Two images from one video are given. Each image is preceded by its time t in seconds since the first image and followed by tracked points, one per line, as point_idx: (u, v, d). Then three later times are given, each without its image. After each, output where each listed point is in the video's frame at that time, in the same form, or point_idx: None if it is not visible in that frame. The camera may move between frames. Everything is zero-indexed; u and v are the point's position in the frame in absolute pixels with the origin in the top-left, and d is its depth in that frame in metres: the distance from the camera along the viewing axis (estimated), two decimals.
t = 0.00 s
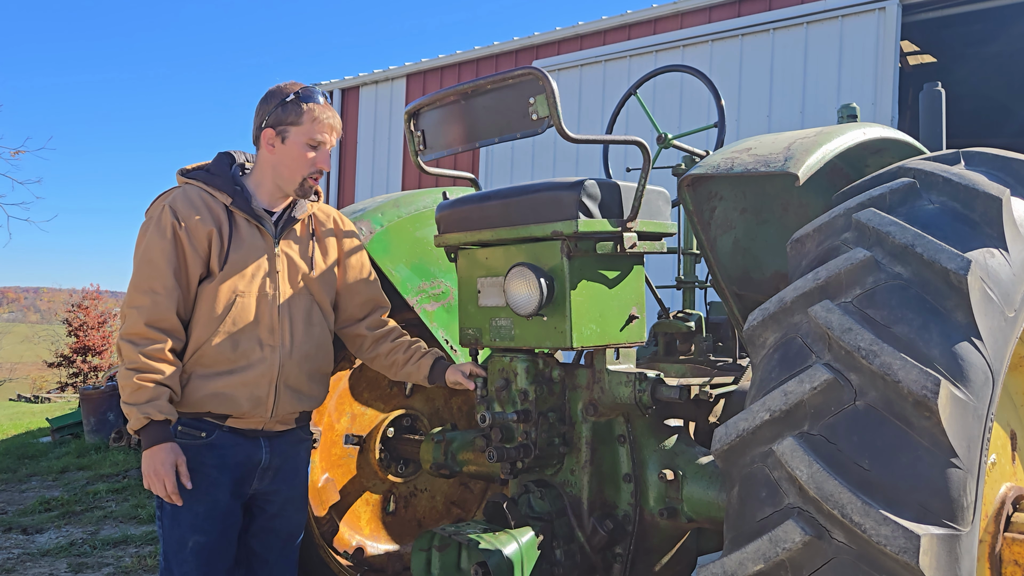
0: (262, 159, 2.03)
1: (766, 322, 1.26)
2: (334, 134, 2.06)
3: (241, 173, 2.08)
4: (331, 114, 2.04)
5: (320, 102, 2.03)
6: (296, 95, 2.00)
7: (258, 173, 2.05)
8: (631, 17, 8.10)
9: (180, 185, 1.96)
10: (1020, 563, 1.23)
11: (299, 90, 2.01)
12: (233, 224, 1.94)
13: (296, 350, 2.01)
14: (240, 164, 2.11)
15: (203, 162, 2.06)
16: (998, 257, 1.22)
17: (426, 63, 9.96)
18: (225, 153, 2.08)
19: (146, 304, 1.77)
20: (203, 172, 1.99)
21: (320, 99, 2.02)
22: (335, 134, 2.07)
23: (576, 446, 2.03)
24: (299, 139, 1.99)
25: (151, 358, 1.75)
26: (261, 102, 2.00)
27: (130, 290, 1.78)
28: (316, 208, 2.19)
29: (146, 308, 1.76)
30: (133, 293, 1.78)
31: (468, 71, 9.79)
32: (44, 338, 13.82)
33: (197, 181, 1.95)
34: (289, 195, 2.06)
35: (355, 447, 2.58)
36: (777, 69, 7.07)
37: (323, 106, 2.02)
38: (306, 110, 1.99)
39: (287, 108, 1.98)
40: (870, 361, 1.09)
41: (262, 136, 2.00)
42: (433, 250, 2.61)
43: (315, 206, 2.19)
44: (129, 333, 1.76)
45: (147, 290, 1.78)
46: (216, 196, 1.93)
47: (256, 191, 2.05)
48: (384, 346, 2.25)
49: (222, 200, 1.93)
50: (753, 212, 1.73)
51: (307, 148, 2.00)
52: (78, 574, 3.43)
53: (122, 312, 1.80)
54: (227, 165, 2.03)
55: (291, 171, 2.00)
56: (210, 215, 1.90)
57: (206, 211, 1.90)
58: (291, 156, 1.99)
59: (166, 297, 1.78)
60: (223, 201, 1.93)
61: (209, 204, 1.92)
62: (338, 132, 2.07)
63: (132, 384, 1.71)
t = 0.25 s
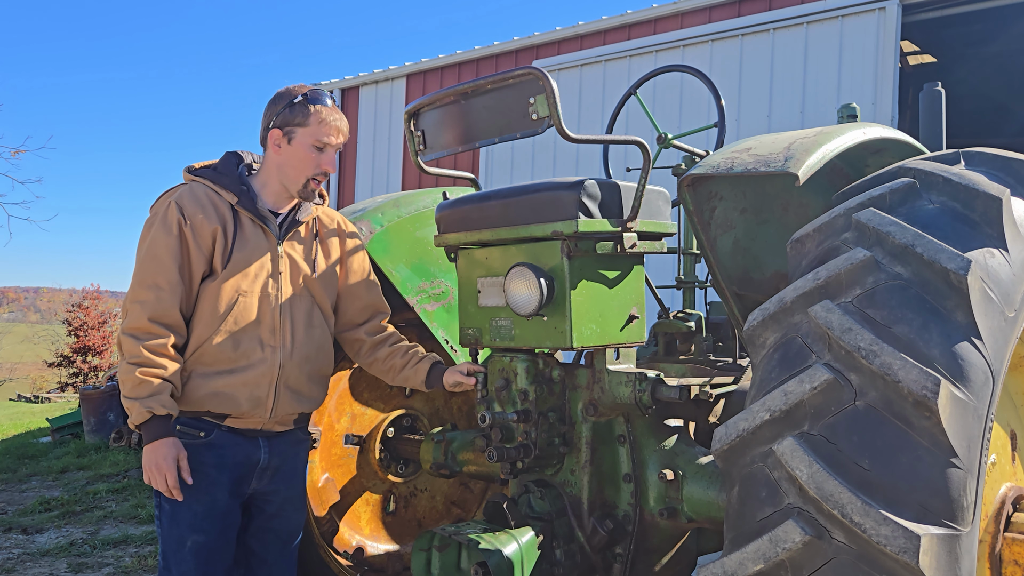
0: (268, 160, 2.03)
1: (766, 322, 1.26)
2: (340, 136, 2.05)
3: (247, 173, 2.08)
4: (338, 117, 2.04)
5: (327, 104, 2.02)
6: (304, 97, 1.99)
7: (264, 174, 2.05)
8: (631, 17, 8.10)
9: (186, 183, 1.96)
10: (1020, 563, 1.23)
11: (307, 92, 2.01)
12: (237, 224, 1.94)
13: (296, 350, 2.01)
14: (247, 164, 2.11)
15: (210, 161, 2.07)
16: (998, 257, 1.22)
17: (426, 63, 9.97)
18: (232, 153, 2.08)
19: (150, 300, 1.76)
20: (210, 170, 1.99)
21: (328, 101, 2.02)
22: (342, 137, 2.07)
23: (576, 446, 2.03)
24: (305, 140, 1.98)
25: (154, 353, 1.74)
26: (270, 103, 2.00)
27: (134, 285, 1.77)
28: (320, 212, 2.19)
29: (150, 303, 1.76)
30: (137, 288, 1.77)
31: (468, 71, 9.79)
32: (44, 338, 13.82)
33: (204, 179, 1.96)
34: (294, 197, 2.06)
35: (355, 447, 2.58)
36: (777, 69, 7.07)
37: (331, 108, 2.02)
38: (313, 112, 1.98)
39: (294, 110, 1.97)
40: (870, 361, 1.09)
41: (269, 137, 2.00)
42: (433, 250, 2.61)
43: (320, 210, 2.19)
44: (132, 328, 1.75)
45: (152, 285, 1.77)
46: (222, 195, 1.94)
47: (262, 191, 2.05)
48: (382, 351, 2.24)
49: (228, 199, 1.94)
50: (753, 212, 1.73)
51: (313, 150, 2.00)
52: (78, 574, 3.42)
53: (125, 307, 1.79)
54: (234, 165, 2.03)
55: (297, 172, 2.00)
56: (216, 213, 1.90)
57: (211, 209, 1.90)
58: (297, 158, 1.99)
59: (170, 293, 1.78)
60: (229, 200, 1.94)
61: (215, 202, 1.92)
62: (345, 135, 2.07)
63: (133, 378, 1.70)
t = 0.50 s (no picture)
0: (273, 160, 2.03)
1: (766, 322, 1.26)
2: (347, 140, 2.05)
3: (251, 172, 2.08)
4: (345, 120, 2.04)
5: (335, 107, 2.02)
6: (312, 99, 1.99)
7: (269, 174, 2.05)
8: (631, 17, 8.10)
9: (191, 180, 1.96)
10: (1020, 563, 1.23)
11: (315, 94, 2.01)
12: (241, 223, 1.94)
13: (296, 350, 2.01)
14: (251, 164, 2.10)
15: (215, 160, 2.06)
16: (998, 257, 1.22)
17: (426, 64, 9.97)
18: (237, 152, 2.08)
19: (154, 297, 1.76)
20: (215, 169, 1.99)
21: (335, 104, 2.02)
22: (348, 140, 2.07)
23: (576, 446, 2.03)
24: (311, 142, 1.99)
25: (158, 350, 1.74)
26: (277, 104, 2.00)
27: (138, 282, 1.77)
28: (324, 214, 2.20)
29: (154, 300, 1.75)
30: (141, 285, 1.77)
31: (468, 71, 9.79)
32: (44, 338, 13.81)
33: (209, 177, 1.96)
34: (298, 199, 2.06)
35: (355, 447, 2.58)
36: (777, 69, 7.07)
37: (338, 111, 2.02)
38: (321, 115, 1.98)
39: (302, 111, 1.97)
40: (870, 361, 1.09)
41: (275, 138, 2.00)
42: (433, 250, 2.61)
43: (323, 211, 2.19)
44: (135, 325, 1.75)
45: (156, 282, 1.77)
46: (226, 194, 1.94)
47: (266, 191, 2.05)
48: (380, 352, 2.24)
49: (233, 199, 1.94)
50: (753, 212, 1.73)
51: (319, 152, 2.00)
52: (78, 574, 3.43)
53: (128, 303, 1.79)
54: (239, 165, 2.03)
55: (303, 173, 2.00)
56: (220, 212, 1.90)
57: (216, 208, 1.90)
58: (303, 159, 1.99)
59: (174, 291, 1.78)
60: (234, 199, 1.94)
61: (219, 201, 1.92)
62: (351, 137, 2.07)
63: (138, 375, 1.70)
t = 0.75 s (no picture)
0: (276, 161, 2.02)
1: (766, 322, 1.26)
2: (351, 142, 2.05)
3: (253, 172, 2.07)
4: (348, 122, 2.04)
5: (339, 109, 2.03)
6: (317, 101, 1.99)
7: (269, 174, 2.05)
8: (631, 17, 8.10)
9: (193, 179, 1.95)
10: (1020, 562, 1.23)
11: (320, 96, 2.01)
12: (244, 223, 1.94)
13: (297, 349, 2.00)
14: (253, 164, 2.09)
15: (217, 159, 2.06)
16: (998, 257, 1.22)
17: (426, 64, 9.97)
18: (238, 152, 2.07)
19: (158, 295, 1.76)
20: (217, 169, 1.99)
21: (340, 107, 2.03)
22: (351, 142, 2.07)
23: (576, 446, 2.03)
24: (315, 144, 1.99)
25: (162, 349, 1.74)
26: (281, 105, 2.00)
27: (141, 280, 1.76)
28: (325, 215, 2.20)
29: (158, 299, 1.75)
30: (144, 283, 1.76)
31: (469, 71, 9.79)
32: (44, 338, 13.81)
33: (211, 177, 1.96)
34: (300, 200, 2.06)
35: (355, 447, 2.58)
36: (777, 69, 7.07)
37: (342, 113, 2.02)
38: (325, 117, 1.98)
39: (306, 113, 1.97)
40: (870, 360, 1.09)
41: (278, 138, 1.99)
42: (433, 250, 2.61)
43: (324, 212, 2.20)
44: (138, 323, 1.74)
45: (160, 280, 1.77)
46: (229, 193, 1.94)
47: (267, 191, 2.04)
48: (378, 351, 2.24)
49: (236, 198, 1.94)
50: (753, 212, 1.73)
51: (323, 154, 2.00)
52: (78, 574, 3.43)
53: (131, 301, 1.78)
54: (241, 164, 2.02)
55: (306, 175, 2.00)
56: (224, 211, 1.90)
57: (219, 207, 1.90)
58: (307, 161, 1.99)
59: (178, 289, 1.78)
60: (237, 199, 1.94)
61: (223, 201, 1.92)
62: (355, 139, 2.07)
63: (140, 374, 1.70)
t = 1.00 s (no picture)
0: (272, 159, 2.02)
1: (766, 322, 1.26)
2: (345, 139, 2.05)
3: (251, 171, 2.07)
4: (343, 119, 2.04)
5: (333, 106, 2.02)
6: (311, 99, 1.99)
7: (266, 173, 2.04)
8: (631, 17, 8.10)
9: (191, 180, 1.95)
10: (1020, 562, 1.23)
11: (315, 95, 2.00)
12: (244, 222, 1.94)
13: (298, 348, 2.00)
14: (249, 162, 2.09)
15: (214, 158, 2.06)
16: (998, 257, 1.22)
17: (426, 64, 9.96)
18: (235, 152, 2.07)
19: (159, 295, 1.75)
20: (215, 169, 1.98)
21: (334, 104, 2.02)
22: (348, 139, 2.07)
23: (576, 446, 2.03)
24: (311, 142, 1.98)
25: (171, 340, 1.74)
26: (275, 103, 2.00)
27: (141, 281, 1.75)
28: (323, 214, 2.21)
29: (159, 299, 1.74)
30: (144, 285, 1.75)
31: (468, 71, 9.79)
32: (44, 338, 13.80)
33: (210, 178, 1.95)
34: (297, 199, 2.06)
35: (355, 447, 2.58)
36: (777, 69, 7.07)
37: (337, 111, 2.02)
38: (320, 115, 1.98)
39: (301, 111, 1.96)
40: (870, 361, 1.09)
41: (274, 137, 1.99)
42: (433, 250, 2.61)
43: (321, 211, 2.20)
44: (140, 324, 1.73)
45: (161, 281, 1.76)
46: (229, 193, 1.94)
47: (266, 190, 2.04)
48: (358, 344, 2.19)
49: (235, 198, 1.93)
50: (753, 212, 1.73)
51: (318, 152, 2.00)
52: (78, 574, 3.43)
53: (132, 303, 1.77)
54: (239, 164, 2.03)
55: (302, 173, 2.00)
56: (224, 211, 1.90)
57: (219, 207, 1.89)
58: (303, 159, 1.99)
59: (179, 289, 1.77)
60: (237, 198, 1.93)
61: (222, 201, 1.92)
62: (349, 136, 2.07)
63: (158, 367, 1.70)
